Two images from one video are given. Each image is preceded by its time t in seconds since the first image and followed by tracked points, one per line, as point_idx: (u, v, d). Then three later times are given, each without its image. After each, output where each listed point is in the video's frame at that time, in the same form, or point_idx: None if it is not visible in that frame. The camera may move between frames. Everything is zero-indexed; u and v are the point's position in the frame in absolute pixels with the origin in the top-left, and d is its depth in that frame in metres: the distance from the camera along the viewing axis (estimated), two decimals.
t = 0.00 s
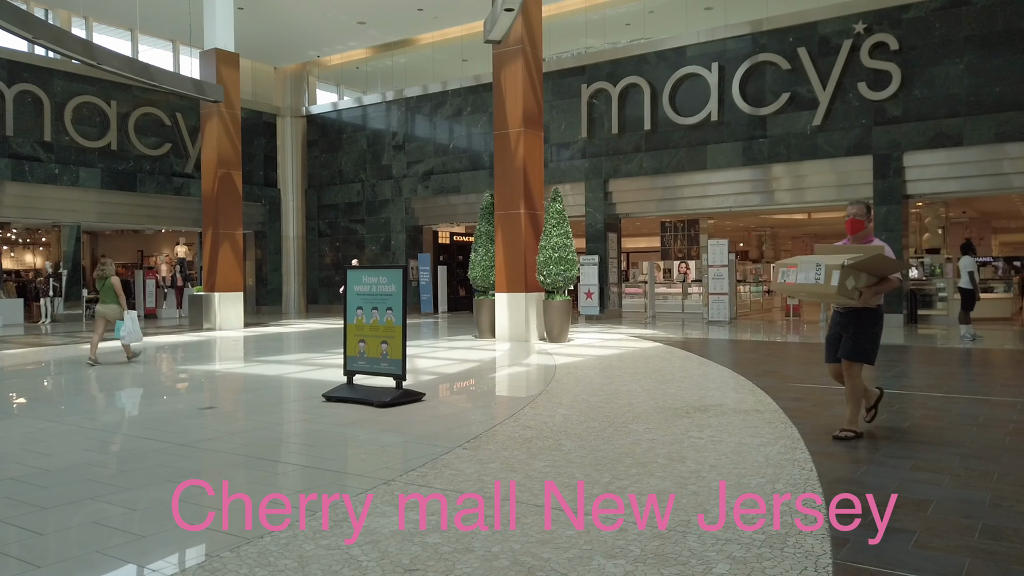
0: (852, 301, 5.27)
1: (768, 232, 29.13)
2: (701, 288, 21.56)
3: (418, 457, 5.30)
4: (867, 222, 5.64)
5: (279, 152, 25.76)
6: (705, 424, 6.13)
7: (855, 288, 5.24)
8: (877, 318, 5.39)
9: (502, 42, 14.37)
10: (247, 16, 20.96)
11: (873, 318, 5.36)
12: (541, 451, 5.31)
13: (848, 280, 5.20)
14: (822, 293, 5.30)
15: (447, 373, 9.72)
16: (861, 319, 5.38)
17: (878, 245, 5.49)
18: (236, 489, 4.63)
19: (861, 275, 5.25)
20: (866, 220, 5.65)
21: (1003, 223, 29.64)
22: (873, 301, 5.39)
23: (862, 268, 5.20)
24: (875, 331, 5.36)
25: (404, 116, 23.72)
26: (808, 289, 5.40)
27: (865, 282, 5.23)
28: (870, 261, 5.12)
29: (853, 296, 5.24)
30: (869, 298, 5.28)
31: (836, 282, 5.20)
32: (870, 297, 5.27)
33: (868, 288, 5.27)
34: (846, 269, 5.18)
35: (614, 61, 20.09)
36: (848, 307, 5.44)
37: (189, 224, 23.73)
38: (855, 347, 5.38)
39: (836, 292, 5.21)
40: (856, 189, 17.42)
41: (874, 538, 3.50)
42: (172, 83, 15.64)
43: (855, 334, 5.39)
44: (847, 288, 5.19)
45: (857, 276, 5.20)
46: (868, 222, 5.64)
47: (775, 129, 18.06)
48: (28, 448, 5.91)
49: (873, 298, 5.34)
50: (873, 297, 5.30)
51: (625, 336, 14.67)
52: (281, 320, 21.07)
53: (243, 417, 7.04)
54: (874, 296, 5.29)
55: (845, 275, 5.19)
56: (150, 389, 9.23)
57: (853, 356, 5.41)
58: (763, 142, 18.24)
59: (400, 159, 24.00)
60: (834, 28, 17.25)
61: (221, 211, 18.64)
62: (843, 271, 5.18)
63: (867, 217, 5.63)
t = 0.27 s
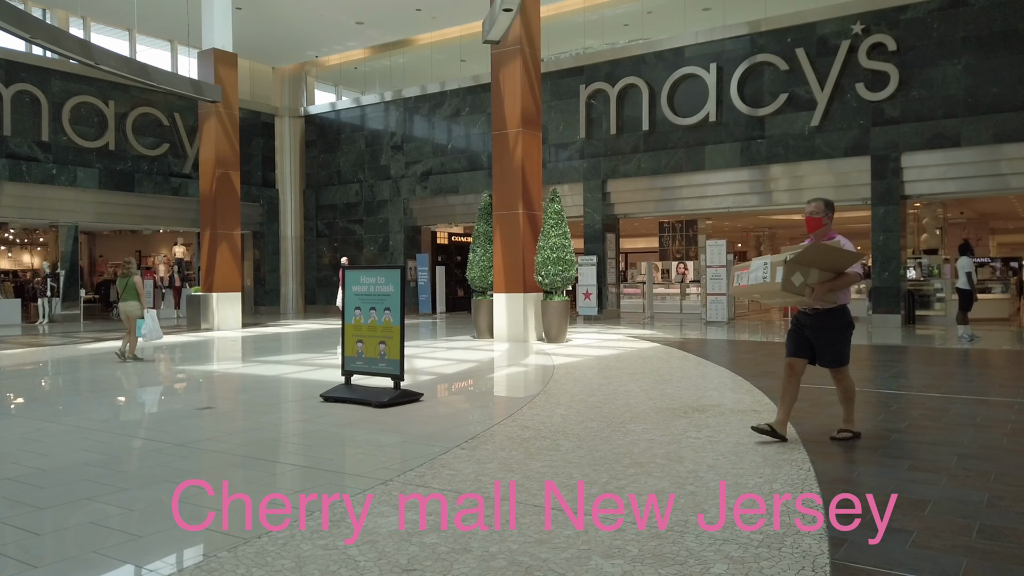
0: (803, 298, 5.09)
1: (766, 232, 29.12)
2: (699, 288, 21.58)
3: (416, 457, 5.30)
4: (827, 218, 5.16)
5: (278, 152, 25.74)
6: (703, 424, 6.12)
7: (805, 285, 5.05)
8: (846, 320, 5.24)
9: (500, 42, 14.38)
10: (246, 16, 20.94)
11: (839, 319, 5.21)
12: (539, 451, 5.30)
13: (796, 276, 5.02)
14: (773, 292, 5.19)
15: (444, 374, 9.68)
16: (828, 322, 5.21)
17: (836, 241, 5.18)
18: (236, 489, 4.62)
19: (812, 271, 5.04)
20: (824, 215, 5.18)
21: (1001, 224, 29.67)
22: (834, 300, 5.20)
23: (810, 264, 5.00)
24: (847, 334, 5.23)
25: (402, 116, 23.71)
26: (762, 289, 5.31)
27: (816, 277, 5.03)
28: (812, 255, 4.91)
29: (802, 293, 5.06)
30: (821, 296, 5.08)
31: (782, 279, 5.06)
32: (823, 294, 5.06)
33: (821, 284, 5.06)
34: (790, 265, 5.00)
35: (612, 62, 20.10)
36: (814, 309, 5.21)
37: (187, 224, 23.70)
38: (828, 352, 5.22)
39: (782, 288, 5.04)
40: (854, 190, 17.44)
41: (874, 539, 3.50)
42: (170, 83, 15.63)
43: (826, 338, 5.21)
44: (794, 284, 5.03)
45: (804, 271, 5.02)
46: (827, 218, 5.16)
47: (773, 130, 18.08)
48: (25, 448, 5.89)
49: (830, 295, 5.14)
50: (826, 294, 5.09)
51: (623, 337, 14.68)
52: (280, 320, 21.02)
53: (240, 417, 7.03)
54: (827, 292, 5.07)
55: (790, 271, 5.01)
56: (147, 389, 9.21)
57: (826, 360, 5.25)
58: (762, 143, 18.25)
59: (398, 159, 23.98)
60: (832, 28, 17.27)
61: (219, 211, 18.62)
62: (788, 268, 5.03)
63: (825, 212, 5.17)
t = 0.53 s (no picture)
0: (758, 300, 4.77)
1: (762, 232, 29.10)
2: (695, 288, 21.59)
3: (411, 457, 5.29)
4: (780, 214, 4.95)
5: (274, 152, 25.70)
6: (699, 424, 6.13)
7: (760, 286, 4.71)
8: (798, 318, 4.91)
9: (497, 42, 14.37)
10: (241, 15, 20.90)
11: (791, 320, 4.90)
12: (535, 451, 5.30)
13: (752, 277, 4.68)
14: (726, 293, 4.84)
15: (440, 374, 9.62)
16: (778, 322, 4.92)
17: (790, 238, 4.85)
18: (236, 489, 4.62)
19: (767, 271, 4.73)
20: (770, 214, 4.98)
21: (996, 225, 29.74)
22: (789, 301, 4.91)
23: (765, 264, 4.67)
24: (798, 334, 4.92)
25: (399, 116, 23.68)
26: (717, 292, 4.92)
27: (770, 278, 4.72)
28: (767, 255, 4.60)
29: (759, 294, 4.72)
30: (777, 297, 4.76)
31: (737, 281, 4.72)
32: (778, 295, 4.75)
33: (776, 285, 4.74)
34: (745, 267, 4.65)
35: (609, 62, 20.10)
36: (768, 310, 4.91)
37: (182, 224, 23.65)
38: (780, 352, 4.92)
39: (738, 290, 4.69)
40: (850, 190, 17.48)
41: (874, 538, 3.50)
42: (165, 82, 15.59)
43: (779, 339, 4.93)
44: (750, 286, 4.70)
45: (759, 272, 4.69)
46: (774, 217, 4.96)
47: (769, 130, 18.10)
48: (20, 449, 5.87)
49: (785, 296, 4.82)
50: (782, 295, 4.77)
51: (619, 337, 14.68)
52: (276, 320, 20.96)
53: (236, 417, 7.02)
54: (783, 294, 4.75)
55: (745, 272, 4.66)
56: (142, 389, 9.18)
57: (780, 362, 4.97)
58: (758, 143, 18.27)
59: (394, 159, 23.95)
60: (828, 28, 17.30)
61: (215, 211, 18.57)
62: (743, 269, 4.70)
63: (772, 211, 4.96)
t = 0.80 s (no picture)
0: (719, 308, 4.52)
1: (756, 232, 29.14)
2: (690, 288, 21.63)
3: (406, 458, 5.28)
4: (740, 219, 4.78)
5: (268, 152, 25.64)
6: (694, 424, 6.13)
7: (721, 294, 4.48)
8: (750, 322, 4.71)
9: (491, 42, 14.36)
10: (236, 14, 20.84)
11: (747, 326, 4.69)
12: (530, 451, 5.30)
13: (714, 286, 4.45)
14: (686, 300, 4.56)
15: (435, 374, 9.61)
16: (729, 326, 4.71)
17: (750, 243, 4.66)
18: (236, 489, 4.62)
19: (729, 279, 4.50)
20: (729, 215, 4.79)
21: (990, 225, 29.85)
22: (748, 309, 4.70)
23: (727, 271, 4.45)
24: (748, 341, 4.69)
25: (393, 116, 23.64)
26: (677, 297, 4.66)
27: (733, 286, 4.50)
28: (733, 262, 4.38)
29: (720, 303, 4.48)
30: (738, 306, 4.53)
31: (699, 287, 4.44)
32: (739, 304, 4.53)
33: (737, 293, 4.52)
34: (710, 275, 4.41)
35: (603, 62, 20.11)
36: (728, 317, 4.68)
37: (177, 224, 23.57)
38: (730, 357, 4.68)
39: (701, 298, 4.45)
40: (844, 190, 17.52)
41: (874, 539, 3.50)
42: (159, 81, 15.53)
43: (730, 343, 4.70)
44: (712, 294, 4.45)
45: (722, 279, 4.46)
46: (733, 219, 4.77)
47: (763, 131, 18.14)
48: (12, 450, 5.84)
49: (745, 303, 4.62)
50: (743, 304, 4.54)
51: (614, 337, 14.69)
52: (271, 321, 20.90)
53: (230, 418, 7.00)
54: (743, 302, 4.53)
55: (709, 280, 4.42)
56: (136, 390, 9.14)
57: (732, 369, 4.73)
58: (752, 143, 18.31)
59: (389, 159, 23.92)
60: (822, 29, 17.34)
61: (209, 211, 18.53)
62: (706, 276, 4.43)
63: (730, 214, 4.77)
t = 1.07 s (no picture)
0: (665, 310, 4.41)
1: (751, 233, 29.18)
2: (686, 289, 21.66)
3: (402, 465, 5.27)
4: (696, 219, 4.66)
5: (264, 153, 25.60)
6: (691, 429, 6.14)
7: (668, 295, 4.39)
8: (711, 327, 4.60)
9: (487, 44, 14.36)
10: (232, 15, 20.80)
11: (705, 331, 4.55)
12: (527, 458, 5.30)
13: (659, 287, 4.35)
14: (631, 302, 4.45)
15: (431, 377, 9.60)
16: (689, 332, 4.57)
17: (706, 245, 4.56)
18: (235, 489, 4.78)
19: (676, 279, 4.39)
20: (688, 216, 4.68)
21: (984, 226, 29.96)
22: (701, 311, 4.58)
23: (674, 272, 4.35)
24: (711, 347, 4.57)
25: (389, 117, 23.60)
26: (620, 299, 4.53)
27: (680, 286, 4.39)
28: (677, 263, 4.26)
29: (666, 304, 4.38)
30: (685, 308, 4.45)
31: (642, 289, 4.34)
32: (687, 306, 4.44)
33: (685, 295, 4.45)
34: (651, 275, 4.32)
35: (599, 64, 20.12)
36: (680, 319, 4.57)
37: (172, 225, 23.50)
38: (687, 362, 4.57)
39: (644, 301, 4.33)
40: (839, 193, 17.56)
41: (874, 538, 3.63)
42: (154, 82, 15.50)
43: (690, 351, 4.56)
44: (656, 295, 4.34)
45: (667, 280, 4.35)
46: (692, 220, 4.65)
47: (759, 133, 18.18)
48: (8, 456, 5.81)
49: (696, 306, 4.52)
50: (692, 306, 4.48)
51: (610, 339, 14.67)
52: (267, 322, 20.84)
53: (226, 423, 6.98)
54: (692, 305, 4.46)
55: (652, 281, 4.32)
56: (131, 393, 9.11)
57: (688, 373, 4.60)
58: (748, 145, 18.35)
59: (385, 160, 23.88)
60: (817, 32, 17.39)
61: (204, 212, 18.48)
62: (649, 276, 4.33)
63: (690, 214, 4.66)
